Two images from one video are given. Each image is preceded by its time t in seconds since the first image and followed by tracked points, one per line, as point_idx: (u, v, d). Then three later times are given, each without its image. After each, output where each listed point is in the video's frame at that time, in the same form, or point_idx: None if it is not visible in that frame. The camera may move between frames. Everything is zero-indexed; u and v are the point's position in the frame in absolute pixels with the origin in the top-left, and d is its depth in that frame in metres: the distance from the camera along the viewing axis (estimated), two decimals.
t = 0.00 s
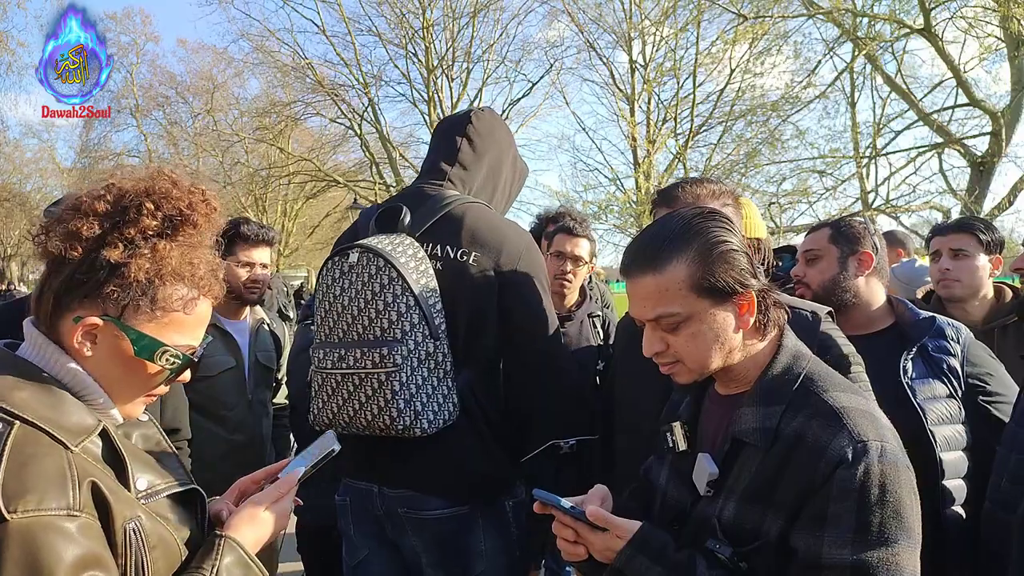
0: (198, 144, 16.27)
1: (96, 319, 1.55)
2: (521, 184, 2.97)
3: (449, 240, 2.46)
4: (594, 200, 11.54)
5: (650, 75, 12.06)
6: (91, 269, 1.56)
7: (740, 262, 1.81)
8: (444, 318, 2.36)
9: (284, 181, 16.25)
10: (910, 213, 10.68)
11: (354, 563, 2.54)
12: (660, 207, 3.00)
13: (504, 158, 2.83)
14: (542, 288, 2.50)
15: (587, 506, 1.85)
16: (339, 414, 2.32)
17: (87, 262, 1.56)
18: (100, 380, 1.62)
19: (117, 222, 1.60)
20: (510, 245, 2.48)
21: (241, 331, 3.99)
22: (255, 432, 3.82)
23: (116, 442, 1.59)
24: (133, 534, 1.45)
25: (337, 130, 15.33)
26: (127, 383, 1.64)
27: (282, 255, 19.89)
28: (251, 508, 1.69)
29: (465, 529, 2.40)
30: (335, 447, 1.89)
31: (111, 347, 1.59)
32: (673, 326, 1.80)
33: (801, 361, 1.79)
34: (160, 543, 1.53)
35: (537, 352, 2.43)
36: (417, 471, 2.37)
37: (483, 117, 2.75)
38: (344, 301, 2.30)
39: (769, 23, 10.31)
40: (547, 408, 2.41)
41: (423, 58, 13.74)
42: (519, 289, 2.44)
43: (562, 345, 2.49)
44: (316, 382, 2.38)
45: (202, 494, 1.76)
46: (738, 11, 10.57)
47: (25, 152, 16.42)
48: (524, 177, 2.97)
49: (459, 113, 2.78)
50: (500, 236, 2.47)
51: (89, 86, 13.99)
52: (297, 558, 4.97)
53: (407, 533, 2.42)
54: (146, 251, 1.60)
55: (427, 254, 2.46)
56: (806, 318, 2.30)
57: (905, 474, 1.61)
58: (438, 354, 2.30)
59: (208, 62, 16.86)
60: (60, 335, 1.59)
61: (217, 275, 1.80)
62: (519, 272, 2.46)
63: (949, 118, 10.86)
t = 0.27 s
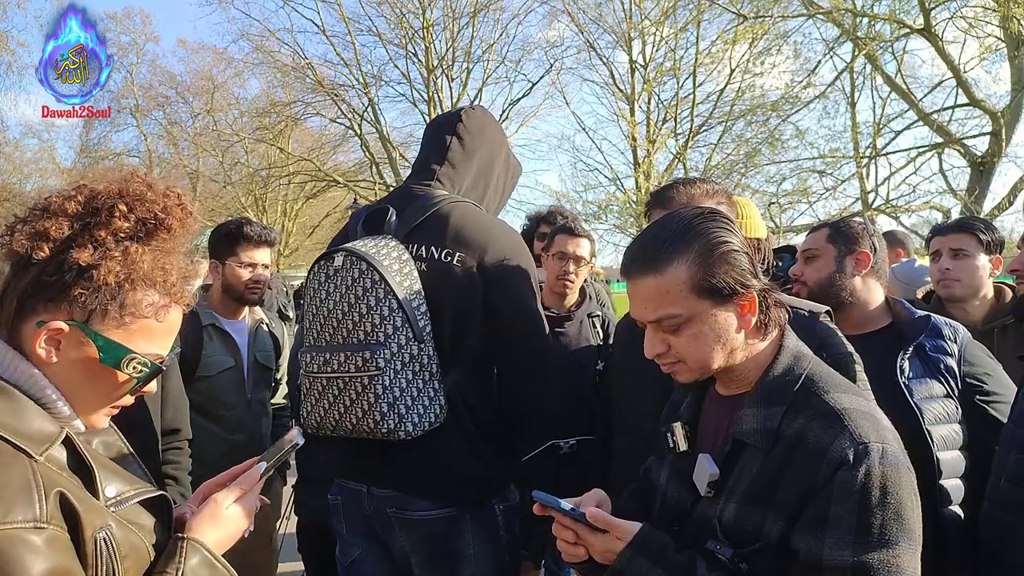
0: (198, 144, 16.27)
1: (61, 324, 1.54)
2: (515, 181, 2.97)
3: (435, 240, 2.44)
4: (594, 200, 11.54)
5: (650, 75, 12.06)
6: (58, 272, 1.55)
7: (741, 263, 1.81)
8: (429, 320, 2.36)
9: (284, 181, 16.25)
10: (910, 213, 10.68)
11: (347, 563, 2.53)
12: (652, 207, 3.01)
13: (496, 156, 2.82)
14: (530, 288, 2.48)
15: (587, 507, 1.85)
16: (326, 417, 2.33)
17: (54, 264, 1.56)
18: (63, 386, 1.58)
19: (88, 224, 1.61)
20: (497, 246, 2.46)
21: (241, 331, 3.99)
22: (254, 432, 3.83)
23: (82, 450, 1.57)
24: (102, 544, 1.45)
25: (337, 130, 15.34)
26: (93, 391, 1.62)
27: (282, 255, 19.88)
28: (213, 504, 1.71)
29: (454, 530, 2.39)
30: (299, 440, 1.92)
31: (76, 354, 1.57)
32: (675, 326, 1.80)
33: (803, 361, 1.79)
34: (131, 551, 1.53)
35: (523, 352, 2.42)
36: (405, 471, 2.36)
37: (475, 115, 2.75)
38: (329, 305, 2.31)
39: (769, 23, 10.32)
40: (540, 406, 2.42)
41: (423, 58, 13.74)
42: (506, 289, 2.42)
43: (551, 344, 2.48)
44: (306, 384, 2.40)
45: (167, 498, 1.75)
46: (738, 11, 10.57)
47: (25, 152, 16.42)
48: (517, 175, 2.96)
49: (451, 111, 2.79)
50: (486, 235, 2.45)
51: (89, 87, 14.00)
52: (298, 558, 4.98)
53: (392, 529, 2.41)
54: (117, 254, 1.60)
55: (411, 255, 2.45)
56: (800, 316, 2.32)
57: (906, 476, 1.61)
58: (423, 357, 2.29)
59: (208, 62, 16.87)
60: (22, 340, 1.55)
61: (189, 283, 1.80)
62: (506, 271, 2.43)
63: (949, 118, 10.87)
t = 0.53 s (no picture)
0: (198, 144, 16.28)
1: (32, 325, 1.54)
2: (509, 181, 2.98)
3: (425, 241, 2.45)
4: (594, 200, 11.55)
5: (650, 75, 12.07)
6: (27, 270, 1.55)
7: (743, 261, 1.82)
8: (419, 321, 2.36)
9: (284, 181, 16.26)
10: (910, 213, 10.69)
11: (342, 562, 2.52)
12: (652, 205, 3.01)
13: (489, 155, 2.82)
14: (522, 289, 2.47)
15: (587, 508, 1.86)
16: (317, 418, 2.35)
17: (22, 262, 1.56)
18: (35, 386, 1.59)
19: (54, 220, 1.61)
20: (488, 246, 2.46)
21: (241, 331, 3.99)
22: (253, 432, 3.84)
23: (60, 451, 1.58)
24: (89, 546, 1.46)
25: (337, 130, 15.34)
26: (68, 389, 1.62)
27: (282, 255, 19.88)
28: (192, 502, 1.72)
29: (446, 532, 2.40)
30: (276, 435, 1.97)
31: (47, 353, 1.58)
32: (676, 327, 1.81)
33: (804, 363, 1.80)
34: (115, 552, 1.54)
35: (512, 353, 2.43)
36: (398, 472, 2.37)
37: (468, 114, 2.76)
38: (319, 307, 2.33)
39: (769, 23, 10.33)
40: (532, 406, 2.43)
41: (423, 58, 13.75)
42: (496, 289, 2.42)
43: (542, 345, 2.49)
44: (298, 385, 2.42)
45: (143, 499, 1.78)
46: (738, 11, 10.58)
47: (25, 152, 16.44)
48: (512, 174, 2.97)
49: (445, 110, 2.80)
50: (477, 236, 2.46)
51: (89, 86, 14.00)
52: (297, 557, 5.00)
53: (384, 529, 2.42)
54: (86, 250, 1.60)
55: (401, 256, 2.45)
56: (799, 315, 2.33)
57: (908, 478, 1.62)
58: (412, 358, 2.30)
59: (208, 62, 16.88)
60: None
61: (162, 276, 1.80)
62: (496, 272, 2.43)
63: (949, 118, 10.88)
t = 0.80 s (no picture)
0: (198, 144, 16.28)
1: (17, 325, 1.53)
2: (504, 179, 2.97)
3: (421, 241, 2.44)
4: (594, 200, 11.54)
5: (650, 75, 12.07)
6: (9, 271, 1.53)
7: (745, 261, 1.81)
8: (416, 321, 2.35)
9: (284, 181, 16.25)
10: (910, 213, 10.68)
11: (341, 562, 2.52)
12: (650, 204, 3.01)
13: (484, 155, 2.82)
14: (518, 289, 2.47)
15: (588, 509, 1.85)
16: (314, 418, 2.35)
17: (3, 263, 1.54)
18: (22, 388, 1.58)
19: (35, 219, 1.61)
20: (485, 246, 2.46)
21: (240, 331, 3.99)
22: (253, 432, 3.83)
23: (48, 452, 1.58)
24: (80, 548, 1.46)
25: (337, 130, 15.34)
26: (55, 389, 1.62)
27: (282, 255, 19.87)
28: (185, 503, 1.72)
29: (444, 531, 2.40)
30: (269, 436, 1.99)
31: (33, 352, 1.57)
32: (678, 328, 1.80)
33: (805, 363, 1.79)
34: (107, 554, 1.54)
35: (509, 353, 2.42)
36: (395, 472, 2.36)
37: (463, 113, 2.75)
38: (316, 308, 2.32)
39: (769, 23, 10.32)
40: (530, 407, 2.42)
41: (423, 58, 13.75)
42: (493, 288, 2.41)
43: (539, 344, 2.48)
44: (295, 386, 2.42)
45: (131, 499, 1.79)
46: (738, 11, 10.58)
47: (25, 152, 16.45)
48: (505, 174, 2.97)
49: (440, 109, 2.80)
50: (474, 236, 2.45)
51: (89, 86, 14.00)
52: (297, 557, 4.99)
53: (383, 529, 2.41)
54: (69, 249, 1.59)
55: (397, 256, 2.44)
56: (798, 316, 2.33)
57: (909, 479, 1.62)
58: (410, 358, 2.30)
59: (208, 62, 16.88)
60: None
61: (145, 273, 1.80)
62: (493, 271, 2.43)
63: (949, 118, 10.88)
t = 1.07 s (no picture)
0: (198, 144, 16.28)
1: (18, 325, 1.53)
2: (502, 177, 2.97)
3: (419, 241, 2.43)
4: (594, 200, 11.54)
5: (650, 75, 12.07)
6: (8, 269, 1.53)
7: (746, 261, 1.81)
8: (415, 321, 2.35)
9: (284, 181, 16.24)
10: (910, 213, 10.67)
11: (340, 562, 2.52)
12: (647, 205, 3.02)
13: (482, 154, 2.82)
14: (517, 288, 2.47)
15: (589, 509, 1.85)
16: (314, 419, 2.35)
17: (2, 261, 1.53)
18: (23, 387, 1.57)
19: (33, 218, 1.60)
20: (483, 246, 2.46)
21: (240, 331, 3.98)
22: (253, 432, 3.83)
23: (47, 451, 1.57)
24: (83, 545, 1.46)
25: (337, 130, 15.34)
26: (55, 387, 1.61)
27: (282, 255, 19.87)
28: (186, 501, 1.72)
29: (443, 531, 2.39)
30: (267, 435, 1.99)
31: (33, 351, 1.57)
32: (680, 328, 1.80)
33: (806, 363, 1.79)
34: (108, 551, 1.54)
35: (508, 353, 2.42)
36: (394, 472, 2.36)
37: (459, 111, 2.75)
38: (316, 309, 2.32)
39: (769, 23, 10.32)
40: (530, 407, 2.42)
41: (423, 58, 13.75)
42: (492, 288, 2.41)
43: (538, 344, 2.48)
44: (294, 387, 2.42)
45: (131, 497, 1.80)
46: (738, 11, 10.57)
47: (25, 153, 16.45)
48: (504, 172, 2.96)
49: (436, 108, 2.79)
50: (472, 235, 2.45)
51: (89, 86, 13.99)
52: (297, 557, 4.99)
53: (382, 530, 2.41)
54: (67, 247, 1.59)
55: (396, 256, 2.44)
56: (798, 317, 2.35)
57: (909, 479, 1.62)
58: (409, 359, 2.29)
59: (208, 62, 16.88)
60: None
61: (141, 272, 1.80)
62: (491, 271, 2.42)
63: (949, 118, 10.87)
